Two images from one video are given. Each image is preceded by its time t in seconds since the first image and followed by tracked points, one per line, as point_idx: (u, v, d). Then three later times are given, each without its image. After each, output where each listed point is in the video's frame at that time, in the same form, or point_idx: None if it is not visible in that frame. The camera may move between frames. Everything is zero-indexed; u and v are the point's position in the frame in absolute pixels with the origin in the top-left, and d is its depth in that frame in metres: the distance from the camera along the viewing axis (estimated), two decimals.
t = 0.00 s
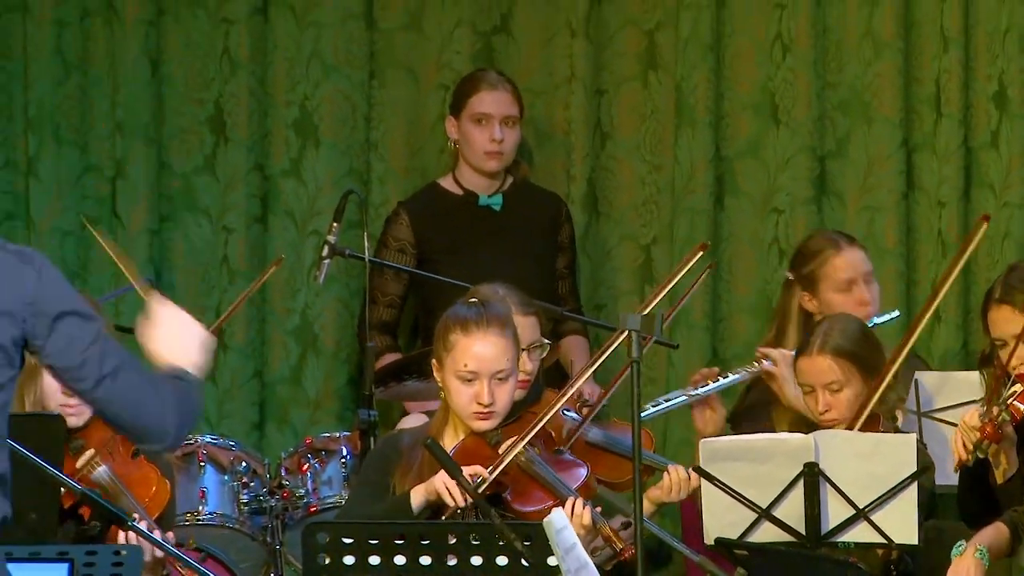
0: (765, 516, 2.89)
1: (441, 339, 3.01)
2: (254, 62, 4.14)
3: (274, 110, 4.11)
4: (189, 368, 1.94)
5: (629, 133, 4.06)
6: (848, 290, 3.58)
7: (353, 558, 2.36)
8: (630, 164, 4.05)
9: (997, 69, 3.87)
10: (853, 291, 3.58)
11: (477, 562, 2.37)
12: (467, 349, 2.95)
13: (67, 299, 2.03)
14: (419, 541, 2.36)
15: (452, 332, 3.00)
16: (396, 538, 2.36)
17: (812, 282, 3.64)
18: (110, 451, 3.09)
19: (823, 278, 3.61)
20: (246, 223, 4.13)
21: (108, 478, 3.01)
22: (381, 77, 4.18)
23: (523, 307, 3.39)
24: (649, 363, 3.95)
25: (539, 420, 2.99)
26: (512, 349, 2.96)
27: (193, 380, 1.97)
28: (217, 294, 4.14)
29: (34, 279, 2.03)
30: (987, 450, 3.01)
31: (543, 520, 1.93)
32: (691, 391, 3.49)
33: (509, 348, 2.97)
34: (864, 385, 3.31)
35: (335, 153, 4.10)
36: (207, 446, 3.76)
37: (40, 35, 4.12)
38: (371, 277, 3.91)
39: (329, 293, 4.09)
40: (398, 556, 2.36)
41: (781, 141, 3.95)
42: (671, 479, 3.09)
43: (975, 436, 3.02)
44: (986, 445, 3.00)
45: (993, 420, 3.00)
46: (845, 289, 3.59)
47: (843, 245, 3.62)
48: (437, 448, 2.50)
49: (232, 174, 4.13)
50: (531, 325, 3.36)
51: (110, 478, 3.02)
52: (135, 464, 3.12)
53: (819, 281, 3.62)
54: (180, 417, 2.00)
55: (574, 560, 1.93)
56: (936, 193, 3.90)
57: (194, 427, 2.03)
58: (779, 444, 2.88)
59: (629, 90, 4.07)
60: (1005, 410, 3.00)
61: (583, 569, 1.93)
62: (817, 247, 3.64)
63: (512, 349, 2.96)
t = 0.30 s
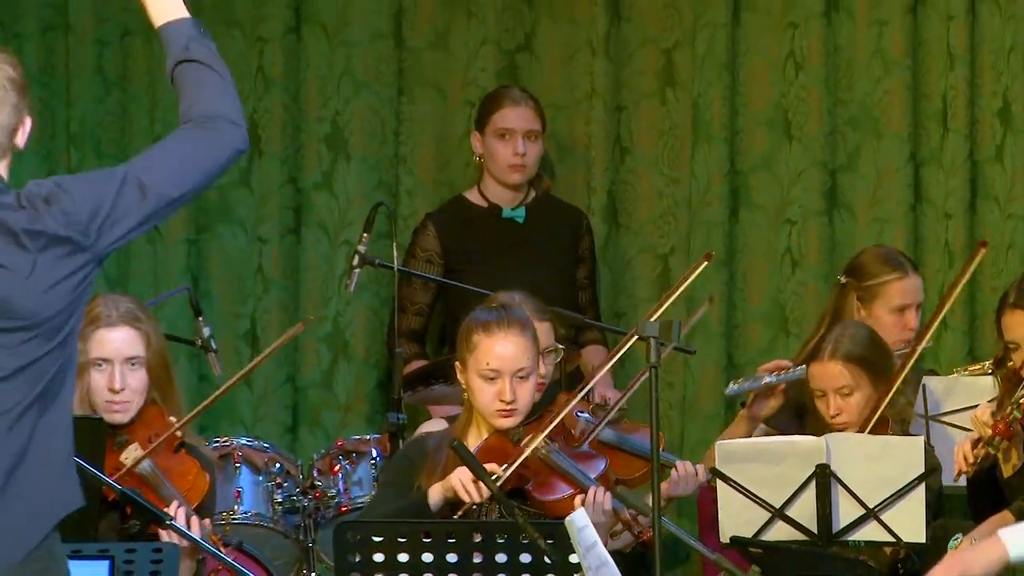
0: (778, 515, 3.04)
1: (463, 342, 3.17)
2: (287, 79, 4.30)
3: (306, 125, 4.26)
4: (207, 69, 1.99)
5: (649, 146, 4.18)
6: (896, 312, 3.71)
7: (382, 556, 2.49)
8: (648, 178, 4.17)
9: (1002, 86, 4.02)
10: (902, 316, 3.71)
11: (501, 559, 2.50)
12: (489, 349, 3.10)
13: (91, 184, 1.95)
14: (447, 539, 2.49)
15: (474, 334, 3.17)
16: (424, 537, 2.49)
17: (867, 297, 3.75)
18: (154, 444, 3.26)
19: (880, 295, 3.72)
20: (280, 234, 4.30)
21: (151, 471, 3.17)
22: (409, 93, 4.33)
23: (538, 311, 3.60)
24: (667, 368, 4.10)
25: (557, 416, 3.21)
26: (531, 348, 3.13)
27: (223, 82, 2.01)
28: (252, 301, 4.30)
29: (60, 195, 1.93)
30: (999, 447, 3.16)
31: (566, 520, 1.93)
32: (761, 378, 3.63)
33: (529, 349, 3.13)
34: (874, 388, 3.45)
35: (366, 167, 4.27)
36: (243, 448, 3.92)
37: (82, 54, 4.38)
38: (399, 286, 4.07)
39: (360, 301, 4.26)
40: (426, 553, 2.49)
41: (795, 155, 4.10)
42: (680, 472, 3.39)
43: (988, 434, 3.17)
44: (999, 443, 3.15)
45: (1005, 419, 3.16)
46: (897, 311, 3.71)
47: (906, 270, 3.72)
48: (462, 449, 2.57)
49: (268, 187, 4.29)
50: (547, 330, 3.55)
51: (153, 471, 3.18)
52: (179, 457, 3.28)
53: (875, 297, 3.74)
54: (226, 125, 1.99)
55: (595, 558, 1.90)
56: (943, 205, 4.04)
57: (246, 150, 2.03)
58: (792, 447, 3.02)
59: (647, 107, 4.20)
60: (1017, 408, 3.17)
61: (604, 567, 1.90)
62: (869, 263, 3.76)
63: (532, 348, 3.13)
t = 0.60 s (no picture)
0: (788, 513, 3.21)
1: (487, 347, 3.35)
2: (319, 96, 4.49)
3: (336, 140, 4.45)
4: (303, 254, 2.11)
5: (664, 159, 4.35)
6: (893, 305, 3.88)
7: (409, 553, 2.66)
8: (665, 191, 4.35)
9: (1004, 103, 4.17)
10: (898, 309, 3.88)
11: (522, 556, 2.64)
12: (512, 353, 3.28)
13: (164, 259, 2.12)
14: (470, 537, 2.64)
15: (497, 339, 3.34)
16: (448, 534, 2.64)
17: (863, 292, 3.93)
18: (191, 440, 3.44)
19: (875, 289, 3.90)
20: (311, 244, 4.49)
21: (187, 464, 3.34)
22: (435, 110, 4.51)
23: (553, 313, 3.79)
24: (682, 373, 4.26)
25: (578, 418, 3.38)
26: (552, 352, 3.30)
27: (309, 276, 2.12)
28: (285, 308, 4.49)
29: (129, 254, 2.10)
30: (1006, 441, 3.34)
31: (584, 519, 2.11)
32: (772, 353, 3.78)
33: (549, 352, 3.30)
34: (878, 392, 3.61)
35: (393, 180, 4.46)
36: (275, 449, 4.10)
37: (121, 73, 4.55)
38: (425, 294, 4.25)
39: (388, 308, 4.44)
40: (450, 550, 2.64)
41: (804, 168, 4.26)
42: (694, 469, 3.54)
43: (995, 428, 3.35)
44: (1006, 436, 3.33)
45: (1013, 414, 3.34)
46: (892, 304, 3.89)
47: (898, 264, 3.90)
48: (485, 449, 2.73)
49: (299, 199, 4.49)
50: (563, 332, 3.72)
51: (188, 465, 3.34)
52: (214, 454, 3.45)
53: (871, 292, 3.91)
54: (298, 314, 2.10)
55: (612, 554, 2.09)
56: (946, 216, 4.19)
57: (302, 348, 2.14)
58: (800, 449, 3.18)
59: (663, 122, 4.36)
60: None
61: (620, 563, 2.09)
62: (860, 265, 3.94)
63: (552, 352, 3.30)
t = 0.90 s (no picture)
0: (807, 515, 3.31)
1: (515, 354, 3.48)
2: (349, 108, 4.63)
3: (367, 152, 4.58)
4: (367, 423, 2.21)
5: (685, 169, 4.47)
6: (893, 311, 3.99)
7: (437, 552, 2.73)
8: (686, 201, 4.46)
9: (1017, 114, 4.28)
10: (898, 314, 3.99)
11: (548, 556, 2.73)
12: (538, 360, 3.41)
13: (198, 310, 2.27)
14: (497, 537, 2.73)
15: (525, 346, 3.48)
16: (476, 534, 2.72)
17: (864, 299, 4.03)
18: (231, 442, 3.59)
19: (876, 296, 4.01)
20: (342, 252, 4.62)
21: (226, 464, 3.49)
22: (462, 122, 4.63)
23: (575, 318, 3.92)
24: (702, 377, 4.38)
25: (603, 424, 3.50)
26: (577, 359, 3.44)
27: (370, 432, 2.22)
28: (316, 314, 4.64)
29: (166, 298, 2.25)
30: None
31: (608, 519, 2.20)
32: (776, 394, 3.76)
33: (575, 358, 3.44)
34: (893, 398, 3.72)
35: (422, 190, 4.58)
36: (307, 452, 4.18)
37: (157, 85, 4.61)
38: (453, 300, 4.37)
39: (417, 314, 4.58)
40: (477, 550, 2.73)
41: (822, 179, 4.37)
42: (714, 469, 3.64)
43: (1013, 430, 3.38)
44: None
45: None
46: (892, 310, 3.99)
47: (892, 271, 4.02)
48: (511, 453, 2.86)
49: (331, 209, 4.61)
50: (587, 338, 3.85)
51: (228, 465, 3.50)
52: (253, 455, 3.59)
53: (871, 299, 4.02)
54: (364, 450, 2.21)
55: (636, 555, 2.17)
56: (961, 225, 4.30)
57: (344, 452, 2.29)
58: (820, 451, 3.29)
59: (685, 134, 4.47)
60: None
61: (643, 562, 2.17)
62: (863, 271, 4.04)
63: (578, 358, 3.44)
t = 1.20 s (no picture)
0: (823, 507, 3.46)
1: (540, 352, 3.64)
2: (382, 117, 4.78)
3: (398, 158, 4.75)
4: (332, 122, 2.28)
5: (705, 175, 4.62)
6: (896, 313, 4.13)
7: (465, 544, 2.78)
8: (705, 205, 4.61)
9: None
10: (901, 317, 4.13)
11: (574, 548, 2.78)
12: (562, 358, 3.57)
13: (216, 221, 2.21)
14: (524, 529, 2.77)
15: (549, 344, 3.64)
16: (503, 526, 2.77)
17: (871, 300, 4.20)
18: (264, 437, 3.68)
19: (882, 297, 4.16)
20: (374, 254, 4.80)
21: (256, 457, 3.58)
22: (491, 130, 4.80)
23: (596, 317, 4.08)
24: (721, 376, 4.52)
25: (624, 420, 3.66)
26: (600, 357, 3.60)
27: (341, 133, 2.29)
28: (350, 315, 4.80)
29: (193, 225, 2.20)
30: None
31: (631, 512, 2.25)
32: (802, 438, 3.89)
33: (597, 356, 3.60)
34: (905, 395, 3.90)
35: (452, 195, 4.76)
36: (341, 447, 4.34)
37: (197, 94, 4.91)
38: (481, 302, 4.54)
39: (447, 314, 4.74)
40: (505, 541, 2.77)
41: (838, 184, 4.52)
42: (734, 460, 3.85)
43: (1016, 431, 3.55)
44: None
45: None
46: (896, 312, 4.14)
47: (903, 274, 4.16)
48: (538, 447, 2.92)
49: (364, 212, 4.78)
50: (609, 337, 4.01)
51: (258, 458, 3.58)
52: (286, 449, 3.69)
53: (877, 301, 4.18)
54: (344, 173, 2.26)
55: (656, 546, 2.22)
56: (971, 228, 4.44)
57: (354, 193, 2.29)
58: (835, 446, 3.45)
59: (704, 142, 4.63)
60: None
61: (665, 554, 2.21)
62: (874, 273, 4.19)
63: (600, 356, 3.60)
